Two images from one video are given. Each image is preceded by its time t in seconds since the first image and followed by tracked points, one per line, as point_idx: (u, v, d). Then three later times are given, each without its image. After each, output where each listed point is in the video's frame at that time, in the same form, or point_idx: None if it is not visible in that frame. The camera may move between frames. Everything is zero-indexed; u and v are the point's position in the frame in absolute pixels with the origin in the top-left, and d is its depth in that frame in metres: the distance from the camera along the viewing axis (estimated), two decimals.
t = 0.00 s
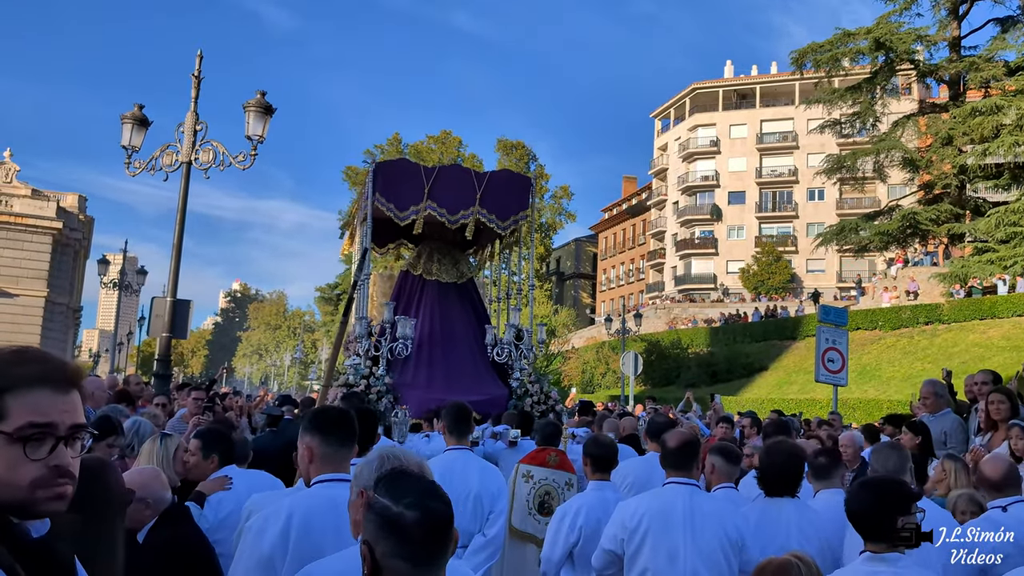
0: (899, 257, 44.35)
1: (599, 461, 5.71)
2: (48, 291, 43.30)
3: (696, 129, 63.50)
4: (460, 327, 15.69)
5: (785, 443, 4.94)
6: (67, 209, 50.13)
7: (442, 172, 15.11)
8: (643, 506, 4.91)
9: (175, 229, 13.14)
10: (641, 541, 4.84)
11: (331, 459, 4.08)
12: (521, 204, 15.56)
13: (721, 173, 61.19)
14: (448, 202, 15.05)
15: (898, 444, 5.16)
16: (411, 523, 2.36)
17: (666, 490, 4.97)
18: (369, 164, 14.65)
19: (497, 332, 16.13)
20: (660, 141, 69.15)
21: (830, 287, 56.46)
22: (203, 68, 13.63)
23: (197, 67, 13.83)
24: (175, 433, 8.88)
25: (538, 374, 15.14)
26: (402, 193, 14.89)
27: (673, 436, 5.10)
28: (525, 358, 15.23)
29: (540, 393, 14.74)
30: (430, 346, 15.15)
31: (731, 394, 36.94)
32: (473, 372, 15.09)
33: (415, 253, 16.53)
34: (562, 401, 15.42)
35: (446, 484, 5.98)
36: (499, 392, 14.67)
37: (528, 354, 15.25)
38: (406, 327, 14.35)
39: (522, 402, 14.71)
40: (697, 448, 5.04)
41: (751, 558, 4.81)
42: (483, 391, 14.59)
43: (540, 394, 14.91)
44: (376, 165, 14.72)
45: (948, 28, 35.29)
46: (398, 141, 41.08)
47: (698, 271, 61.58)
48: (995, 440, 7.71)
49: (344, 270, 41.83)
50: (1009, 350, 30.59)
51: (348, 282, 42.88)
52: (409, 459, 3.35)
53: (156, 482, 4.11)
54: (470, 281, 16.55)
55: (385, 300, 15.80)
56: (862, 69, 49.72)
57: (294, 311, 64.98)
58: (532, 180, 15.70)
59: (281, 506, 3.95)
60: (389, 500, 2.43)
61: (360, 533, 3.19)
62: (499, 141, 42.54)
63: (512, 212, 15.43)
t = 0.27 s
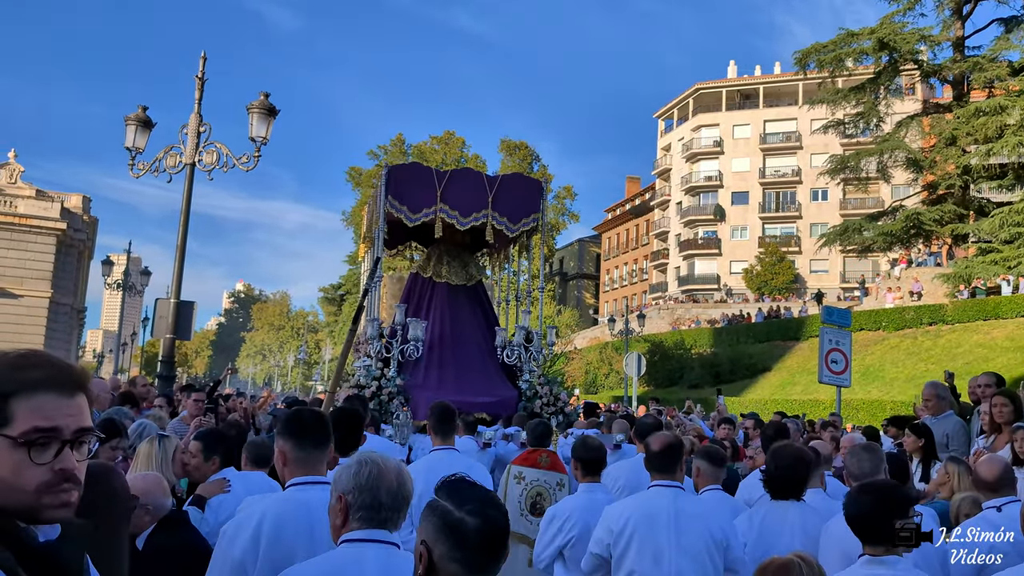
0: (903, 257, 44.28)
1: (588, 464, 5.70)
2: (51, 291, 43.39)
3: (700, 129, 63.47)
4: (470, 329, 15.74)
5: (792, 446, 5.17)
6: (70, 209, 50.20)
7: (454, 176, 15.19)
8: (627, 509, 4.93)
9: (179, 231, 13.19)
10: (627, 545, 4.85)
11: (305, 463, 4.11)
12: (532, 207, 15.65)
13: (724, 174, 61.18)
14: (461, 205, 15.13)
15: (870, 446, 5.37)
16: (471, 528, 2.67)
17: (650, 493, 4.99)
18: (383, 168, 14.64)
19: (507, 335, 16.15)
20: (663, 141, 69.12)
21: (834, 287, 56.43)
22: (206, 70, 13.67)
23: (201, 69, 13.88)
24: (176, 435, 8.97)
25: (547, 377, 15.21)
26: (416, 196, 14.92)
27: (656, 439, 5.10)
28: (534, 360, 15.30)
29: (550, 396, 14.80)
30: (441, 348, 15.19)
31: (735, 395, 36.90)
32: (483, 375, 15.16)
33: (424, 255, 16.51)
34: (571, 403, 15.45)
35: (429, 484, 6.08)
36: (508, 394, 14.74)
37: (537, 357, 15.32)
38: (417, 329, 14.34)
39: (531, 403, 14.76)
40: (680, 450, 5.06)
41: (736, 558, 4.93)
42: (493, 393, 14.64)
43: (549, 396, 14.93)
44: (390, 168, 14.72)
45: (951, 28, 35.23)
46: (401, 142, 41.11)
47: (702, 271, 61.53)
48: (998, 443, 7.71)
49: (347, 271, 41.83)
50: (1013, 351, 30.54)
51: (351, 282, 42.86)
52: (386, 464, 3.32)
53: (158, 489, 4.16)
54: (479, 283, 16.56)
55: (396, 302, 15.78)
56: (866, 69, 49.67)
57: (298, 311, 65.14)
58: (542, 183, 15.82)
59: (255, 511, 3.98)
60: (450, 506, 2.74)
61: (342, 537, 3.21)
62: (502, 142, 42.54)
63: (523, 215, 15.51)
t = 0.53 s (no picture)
0: (918, 257, 44.08)
1: (579, 468, 5.83)
2: (67, 292, 43.90)
3: (712, 129, 63.37)
4: (487, 331, 15.88)
5: (796, 448, 5.34)
6: (86, 211, 50.73)
7: (476, 179, 15.36)
8: (619, 507, 5.05)
9: (192, 232, 13.39)
10: (618, 543, 4.97)
11: (307, 462, 4.30)
12: (554, 209, 15.83)
13: (737, 174, 61.06)
14: (484, 207, 15.28)
15: (870, 447, 5.45)
16: (523, 532, 2.83)
17: (641, 491, 5.09)
18: (406, 171, 14.79)
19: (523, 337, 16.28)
20: (675, 141, 69.05)
21: (848, 287, 56.20)
22: (220, 73, 13.89)
23: (215, 72, 14.09)
24: (189, 435, 9.17)
25: (564, 379, 15.32)
26: (439, 198, 15.05)
27: (646, 438, 5.20)
28: (551, 362, 15.44)
29: (568, 398, 14.80)
30: (459, 350, 15.35)
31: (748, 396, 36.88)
32: (500, 376, 15.30)
33: (441, 257, 16.70)
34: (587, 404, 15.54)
35: (433, 485, 6.21)
36: (526, 396, 14.88)
37: (553, 358, 15.47)
38: (435, 331, 14.46)
39: (548, 405, 14.88)
40: (669, 448, 5.16)
41: (727, 555, 5.02)
42: (510, 395, 14.78)
43: (567, 398, 14.88)
44: (413, 171, 14.86)
45: (966, 26, 35.07)
46: (413, 143, 41.34)
47: (715, 272, 61.42)
48: (1014, 446, 7.74)
49: (360, 272, 42.09)
50: None
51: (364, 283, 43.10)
52: (386, 464, 3.42)
53: (174, 490, 4.27)
54: (496, 285, 16.71)
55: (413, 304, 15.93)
56: (880, 67, 49.47)
57: (311, 312, 65.50)
58: (564, 185, 16.00)
59: (253, 512, 4.12)
60: (501, 510, 2.88)
61: (343, 539, 3.30)
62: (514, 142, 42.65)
63: (545, 217, 15.68)
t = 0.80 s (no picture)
0: (938, 256, 43.74)
1: (578, 469, 5.97)
2: (88, 293, 44.50)
3: (730, 128, 63.17)
4: (504, 333, 16.02)
5: (795, 443, 5.48)
6: (107, 212, 51.38)
7: (495, 182, 15.54)
8: (621, 508, 5.20)
9: (211, 234, 13.65)
10: (620, 543, 5.11)
11: (344, 465, 4.48)
12: (573, 212, 15.97)
13: (755, 173, 60.85)
14: (504, 210, 15.42)
15: (884, 451, 5.50)
16: (569, 533, 2.98)
17: (645, 491, 5.23)
18: (426, 174, 14.97)
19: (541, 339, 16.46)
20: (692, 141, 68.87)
21: (867, 287, 55.87)
22: (238, 76, 14.14)
23: (234, 75, 14.34)
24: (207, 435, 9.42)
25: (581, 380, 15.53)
26: (459, 201, 15.21)
27: (648, 439, 5.34)
28: (569, 363, 15.59)
29: (584, 399, 15.13)
30: (476, 350, 15.50)
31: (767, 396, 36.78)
32: (518, 377, 15.46)
33: (459, 259, 16.85)
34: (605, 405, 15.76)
35: (455, 487, 6.36)
36: (543, 397, 15.03)
37: (571, 360, 15.56)
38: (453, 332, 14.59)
39: (566, 406, 15.08)
40: (672, 450, 5.29)
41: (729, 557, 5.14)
42: (528, 395, 14.93)
43: (583, 399, 15.24)
44: (432, 174, 15.05)
45: (987, 23, 34.76)
46: (430, 144, 41.56)
47: (732, 272, 61.21)
48: None
49: (377, 272, 42.36)
50: None
51: (382, 284, 43.37)
52: (411, 467, 3.56)
53: (206, 479, 4.47)
54: (514, 287, 16.86)
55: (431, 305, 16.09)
56: (899, 66, 49.12)
57: (330, 312, 65.94)
58: (582, 188, 16.16)
59: (286, 512, 4.27)
60: (551, 512, 3.03)
61: (368, 539, 3.44)
62: (531, 143, 42.80)
63: (565, 220, 15.81)
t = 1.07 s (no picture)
0: (948, 257, 43.57)
1: (574, 470, 6.03)
2: (98, 293, 44.84)
3: (739, 128, 63.08)
4: (508, 332, 16.07)
5: (789, 445, 5.56)
6: (118, 213, 51.73)
7: (497, 184, 15.64)
8: (628, 508, 5.28)
9: (222, 234, 13.79)
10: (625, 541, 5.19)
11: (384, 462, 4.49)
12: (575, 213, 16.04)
13: (764, 173, 60.75)
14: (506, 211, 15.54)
15: (897, 450, 5.51)
16: (589, 531, 3.04)
17: (650, 490, 5.30)
18: (429, 175, 15.06)
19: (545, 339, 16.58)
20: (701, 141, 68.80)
21: (877, 288, 55.71)
22: (248, 77, 14.26)
23: (244, 76, 14.47)
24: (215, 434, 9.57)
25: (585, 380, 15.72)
26: (461, 202, 15.32)
27: (656, 439, 5.43)
28: (573, 364, 15.83)
29: (588, 398, 15.34)
30: (480, 350, 15.57)
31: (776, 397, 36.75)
32: (522, 377, 15.53)
33: (464, 260, 16.96)
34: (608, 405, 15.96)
35: (483, 486, 6.41)
36: (547, 396, 15.10)
37: (575, 360, 15.89)
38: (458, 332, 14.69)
39: (570, 405, 15.28)
40: (674, 452, 5.38)
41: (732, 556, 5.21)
42: (532, 395, 15.00)
43: (587, 398, 15.49)
44: (435, 176, 15.13)
45: (997, 23, 34.63)
46: (438, 144, 41.73)
47: (742, 272, 61.09)
48: None
49: (386, 273, 42.54)
50: None
51: (391, 285, 43.53)
52: (445, 466, 3.66)
53: (232, 469, 4.55)
54: (517, 287, 16.94)
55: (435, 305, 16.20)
56: (909, 65, 48.94)
57: (339, 313, 66.18)
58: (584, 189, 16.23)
59: (329, 503, 4.39)
60: (572, 508, 3.11)
61: (403, 532, 3.52)
62: (539, 143, 42.90)
63: (567, 221, 15.89)
